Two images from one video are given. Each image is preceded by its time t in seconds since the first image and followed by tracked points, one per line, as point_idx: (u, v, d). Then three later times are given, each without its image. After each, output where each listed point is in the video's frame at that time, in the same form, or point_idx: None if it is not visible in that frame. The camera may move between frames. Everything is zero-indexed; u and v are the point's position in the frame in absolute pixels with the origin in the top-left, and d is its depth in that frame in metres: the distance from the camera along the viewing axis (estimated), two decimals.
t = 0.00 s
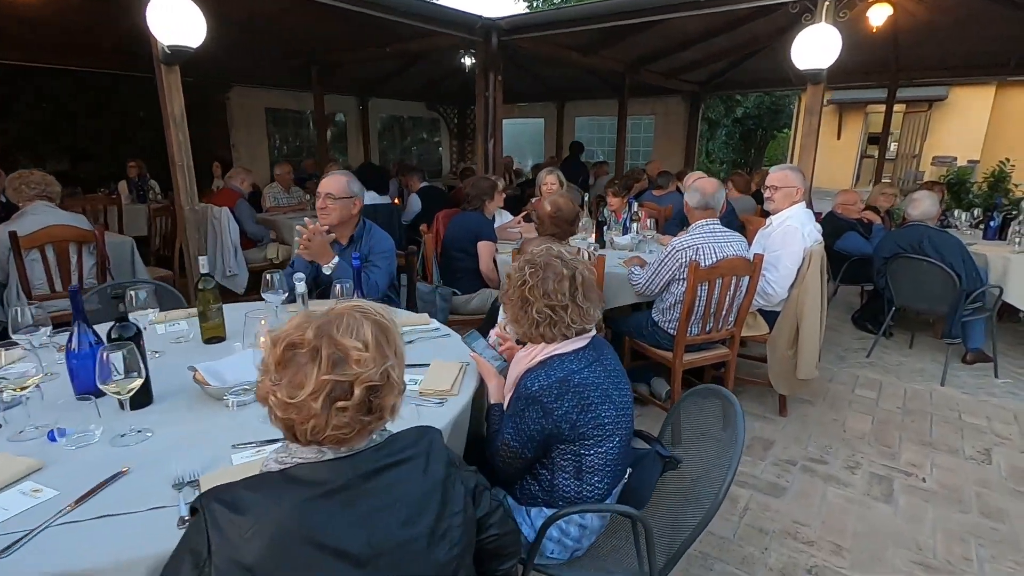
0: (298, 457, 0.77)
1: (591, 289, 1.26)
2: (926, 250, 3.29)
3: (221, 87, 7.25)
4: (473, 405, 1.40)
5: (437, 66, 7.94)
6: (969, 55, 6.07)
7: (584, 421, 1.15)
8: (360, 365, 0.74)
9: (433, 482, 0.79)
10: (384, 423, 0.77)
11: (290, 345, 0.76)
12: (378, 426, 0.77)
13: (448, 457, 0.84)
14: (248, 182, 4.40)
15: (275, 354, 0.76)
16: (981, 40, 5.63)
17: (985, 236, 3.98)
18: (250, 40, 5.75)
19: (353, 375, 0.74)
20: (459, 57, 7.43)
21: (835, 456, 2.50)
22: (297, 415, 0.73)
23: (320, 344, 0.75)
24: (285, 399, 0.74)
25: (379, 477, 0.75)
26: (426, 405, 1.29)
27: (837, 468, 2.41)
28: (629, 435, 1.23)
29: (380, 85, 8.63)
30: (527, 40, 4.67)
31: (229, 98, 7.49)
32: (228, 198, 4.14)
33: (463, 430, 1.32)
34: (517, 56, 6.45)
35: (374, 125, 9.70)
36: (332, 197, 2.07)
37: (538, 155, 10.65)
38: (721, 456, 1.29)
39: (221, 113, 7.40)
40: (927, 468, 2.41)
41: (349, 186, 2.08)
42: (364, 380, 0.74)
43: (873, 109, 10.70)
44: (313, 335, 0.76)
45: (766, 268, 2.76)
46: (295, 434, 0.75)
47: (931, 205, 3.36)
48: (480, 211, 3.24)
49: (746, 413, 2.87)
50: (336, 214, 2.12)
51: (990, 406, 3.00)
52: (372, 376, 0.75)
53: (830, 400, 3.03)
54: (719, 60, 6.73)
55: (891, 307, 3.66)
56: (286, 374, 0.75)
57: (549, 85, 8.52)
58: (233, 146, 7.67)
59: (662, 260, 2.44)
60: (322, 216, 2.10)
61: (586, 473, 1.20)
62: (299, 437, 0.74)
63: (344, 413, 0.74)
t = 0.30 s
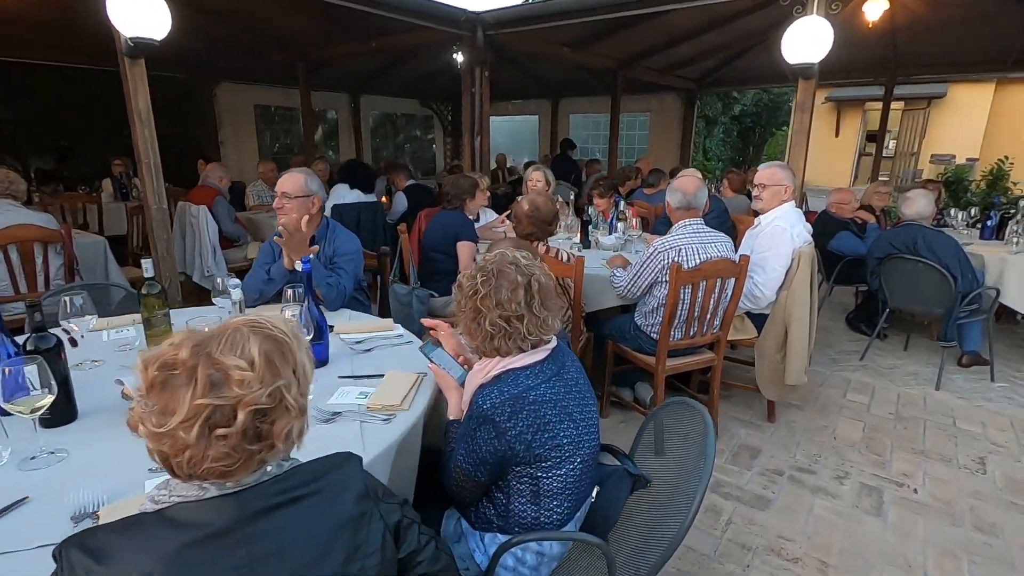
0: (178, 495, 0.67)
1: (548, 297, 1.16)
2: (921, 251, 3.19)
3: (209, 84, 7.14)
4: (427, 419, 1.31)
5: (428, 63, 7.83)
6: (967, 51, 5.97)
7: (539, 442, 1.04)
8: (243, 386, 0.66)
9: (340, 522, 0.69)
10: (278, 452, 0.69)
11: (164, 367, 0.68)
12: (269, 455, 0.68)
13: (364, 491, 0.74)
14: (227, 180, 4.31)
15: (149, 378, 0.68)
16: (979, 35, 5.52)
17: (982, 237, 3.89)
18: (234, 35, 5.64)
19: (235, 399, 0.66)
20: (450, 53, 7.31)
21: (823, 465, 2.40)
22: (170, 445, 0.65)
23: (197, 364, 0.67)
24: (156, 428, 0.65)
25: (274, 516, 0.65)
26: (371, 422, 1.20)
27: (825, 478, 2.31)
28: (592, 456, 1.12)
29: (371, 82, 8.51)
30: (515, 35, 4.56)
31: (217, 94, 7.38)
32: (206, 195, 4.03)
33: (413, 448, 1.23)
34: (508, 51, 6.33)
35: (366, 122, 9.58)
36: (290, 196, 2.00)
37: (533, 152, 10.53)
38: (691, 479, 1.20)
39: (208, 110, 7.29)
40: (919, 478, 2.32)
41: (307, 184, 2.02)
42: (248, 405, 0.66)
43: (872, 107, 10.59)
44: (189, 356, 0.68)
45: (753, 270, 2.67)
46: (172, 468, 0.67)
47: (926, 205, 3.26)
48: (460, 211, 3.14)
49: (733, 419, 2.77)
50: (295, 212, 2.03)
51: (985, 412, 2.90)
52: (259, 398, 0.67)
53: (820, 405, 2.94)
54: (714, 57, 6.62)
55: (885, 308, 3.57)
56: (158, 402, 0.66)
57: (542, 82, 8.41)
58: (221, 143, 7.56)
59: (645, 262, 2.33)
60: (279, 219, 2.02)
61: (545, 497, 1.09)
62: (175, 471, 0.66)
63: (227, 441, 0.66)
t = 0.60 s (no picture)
0: (50, 533, 0.60)
1: (518, 299, 1.08)
2: (916, 248, 3.10)
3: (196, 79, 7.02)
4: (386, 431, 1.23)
5: (419, 58, 7.73)
6: (964, 44, 5.89)
7: (503, 455, 0.94)
8: (116, 401, 0.60)
9: (248, 557, 0.62)
10: (169, 473, 0.63)
11: (24, 388, 0.61)
12: (160, 476, 0.63)
13: (281, 519, 0.66)
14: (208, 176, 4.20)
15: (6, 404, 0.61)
16: (976, 27, 5.43)
17: (979, 232, 3.81)
18: (219, 28, 5.52)
19: (111, 414, 0.60)
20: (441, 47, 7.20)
21: (815, 469, 2.33)
22: (34, 475, 0.59)
23: (62, 381, 0.60)
24: (17, 457, 0.59)
25: (172, 550, 0.60)
26: (322, 434, 1.12)
27: (817, 483, 2.24)
28: (563, 469, 1.03)
29: (361, 77, 8.39)
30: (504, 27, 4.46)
31: (205, 89, 7.27)
32: (186, 192, 3.92)
33: (370, 460, 1.15)
34: (498, 45, 6.22)
35: (357, 118, 9.45)
36: (260, 192, 1.90)
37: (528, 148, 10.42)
38: (665, 489, 1.13)
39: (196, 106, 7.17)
40: (913, 481, 2.25)
41: (279, 180, 1.92)
42: (127, 420, 0.60)
43: (868, 102, 10.50)
44: (57, 374, 0.61)
45: (743, 267, 2.57)
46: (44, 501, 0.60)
47: (922, 200, 3.19)
48: (443, 207, 3.04)
49: (723, 422, 2.69)
50: (263, 208, 1.93)
51: (981, 412, 2.83)
52: (142, 412, 0.61)
53: (813, 406, 2.87)
54: (708, 50, 6.51)
55: (879, 306, 3.49)
56: (19, 429, 0.59)
57: (535, 77, 8.30)
58: (209, 140, 7.44)
59: (632, 259, 2.24)
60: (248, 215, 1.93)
61: (510, 515, 0.98)
62: (47, 506, 0.59)
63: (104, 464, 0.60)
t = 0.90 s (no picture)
0: None
1: (453, 317, 0.97)
2: (909, 249, 3.01)
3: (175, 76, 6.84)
4: (329, 459, 1.10)
5: (405, 55, 7.57)
6: (955, 40, 5.82)
7: (439, 499, 0.88)
8: (4, 421, 0.58)
9: None
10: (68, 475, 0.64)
11: None
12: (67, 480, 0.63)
13: None
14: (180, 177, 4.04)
15: None
16: (967, 22, 5.36)
17: (971, 232, 3.73)
18: (194, 21, 5.33)
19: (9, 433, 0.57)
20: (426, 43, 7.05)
21: (805, 481, 2.23)
22: None
23: None
24: None
25: None
26: (250, 467, 0.99)
27: (807, 497, 2.13)
28: (511, 508, 0.96)
29: (346, 74, 8.23)
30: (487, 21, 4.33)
31: (185, 87, 7.09)
32: (155, 192, 3.75)
33: (308, 493, 1.03)
34: (484, 40, 6.09)
35: (342, 116, 9.29)
36: (217, 197, 1.71)
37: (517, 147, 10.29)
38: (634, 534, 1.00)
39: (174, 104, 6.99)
40: (907, 494, 2.15)
41: (238, 186, 1.72)
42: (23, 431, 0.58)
43: (858, 100, 10.46)
44: None
45: (730, 270, 2.47)
46: None
47: (915, 199, 3.10)
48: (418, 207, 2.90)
49: (710, 432, 2.58)
50: (220, 214, 1.73)
51: (976, 418, 2.74)
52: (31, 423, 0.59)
53: (803, 413, 2.76)
54: (698, 47, 6.41)
55: (871, 308, 3.40)
56: None
57: (524, 74, 8.17)
58: (190, 138, 7.27)
59: (611, 263, 2.12)
60: (205, 219, 1.75)
61: (456, 563, 0.91)
62: None
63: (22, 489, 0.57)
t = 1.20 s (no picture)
0: None
1: (406, 338, 0.90)
2: (903, 255, 2.94)
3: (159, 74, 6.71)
4: (280, 488, 1.00)
5: (395, 55, 7.47)
6: (948, 43, 5.78)
7: (392, 544, 0.79)
8: None
9: None
10: None
11: None
12: None
13: None
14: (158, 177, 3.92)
15: None
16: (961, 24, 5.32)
17: (966, 236, 3.66)
18: (175, 17, 5.20)
19: None
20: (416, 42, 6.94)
21: (797, 496, 2.15)
22: None
23: None
24: None
25: None
26: (186, 503, 0.89)
27: (799, 513, 2.05)
28: (476, 549, 0.88)
29: (336, 73, 8.12)
30: (476, 19, 4.23)
31: (170, 85, 6.96)
32: (132, 192, 3.63)
33: (255, 528, 0.93)
34: (473, 39, 6.00)
35: (332, 116, 9.17)
36: (177, 201, 1.61)
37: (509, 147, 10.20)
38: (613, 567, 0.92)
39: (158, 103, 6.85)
40: (902, 510, 2.07)
41: (200, 190, 1.62)
42: None
43: (851, 102, 10.44)
44: None
45: (720, 277, 2.39)
46: None
47: (911, 204, 3.03)
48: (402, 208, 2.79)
49: (700, 443, 2.50)
50: (180, 220, 1.63)
51: (972, 429, 2.68)
52: None
53: (796, 424, 2.69)
54: (691, 48, 6.34)
55: (865, 315, 3.34)
56: None
57: (516, 74, 8.09)
58: (175, 137, 7.13)
59: (595, 271, 2.04)
60: (165, 226, 1.64)
61: None
62: None
63: None
